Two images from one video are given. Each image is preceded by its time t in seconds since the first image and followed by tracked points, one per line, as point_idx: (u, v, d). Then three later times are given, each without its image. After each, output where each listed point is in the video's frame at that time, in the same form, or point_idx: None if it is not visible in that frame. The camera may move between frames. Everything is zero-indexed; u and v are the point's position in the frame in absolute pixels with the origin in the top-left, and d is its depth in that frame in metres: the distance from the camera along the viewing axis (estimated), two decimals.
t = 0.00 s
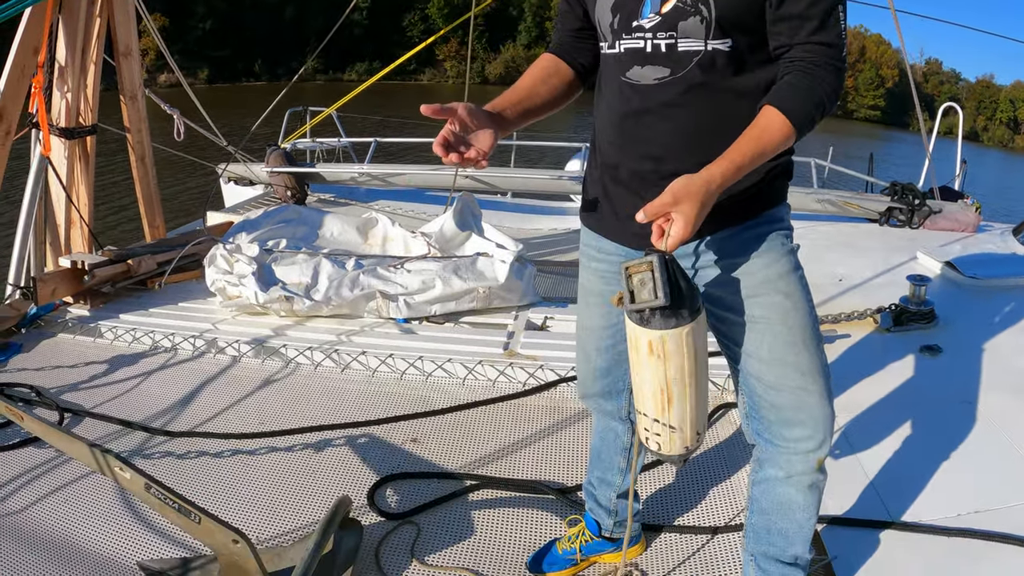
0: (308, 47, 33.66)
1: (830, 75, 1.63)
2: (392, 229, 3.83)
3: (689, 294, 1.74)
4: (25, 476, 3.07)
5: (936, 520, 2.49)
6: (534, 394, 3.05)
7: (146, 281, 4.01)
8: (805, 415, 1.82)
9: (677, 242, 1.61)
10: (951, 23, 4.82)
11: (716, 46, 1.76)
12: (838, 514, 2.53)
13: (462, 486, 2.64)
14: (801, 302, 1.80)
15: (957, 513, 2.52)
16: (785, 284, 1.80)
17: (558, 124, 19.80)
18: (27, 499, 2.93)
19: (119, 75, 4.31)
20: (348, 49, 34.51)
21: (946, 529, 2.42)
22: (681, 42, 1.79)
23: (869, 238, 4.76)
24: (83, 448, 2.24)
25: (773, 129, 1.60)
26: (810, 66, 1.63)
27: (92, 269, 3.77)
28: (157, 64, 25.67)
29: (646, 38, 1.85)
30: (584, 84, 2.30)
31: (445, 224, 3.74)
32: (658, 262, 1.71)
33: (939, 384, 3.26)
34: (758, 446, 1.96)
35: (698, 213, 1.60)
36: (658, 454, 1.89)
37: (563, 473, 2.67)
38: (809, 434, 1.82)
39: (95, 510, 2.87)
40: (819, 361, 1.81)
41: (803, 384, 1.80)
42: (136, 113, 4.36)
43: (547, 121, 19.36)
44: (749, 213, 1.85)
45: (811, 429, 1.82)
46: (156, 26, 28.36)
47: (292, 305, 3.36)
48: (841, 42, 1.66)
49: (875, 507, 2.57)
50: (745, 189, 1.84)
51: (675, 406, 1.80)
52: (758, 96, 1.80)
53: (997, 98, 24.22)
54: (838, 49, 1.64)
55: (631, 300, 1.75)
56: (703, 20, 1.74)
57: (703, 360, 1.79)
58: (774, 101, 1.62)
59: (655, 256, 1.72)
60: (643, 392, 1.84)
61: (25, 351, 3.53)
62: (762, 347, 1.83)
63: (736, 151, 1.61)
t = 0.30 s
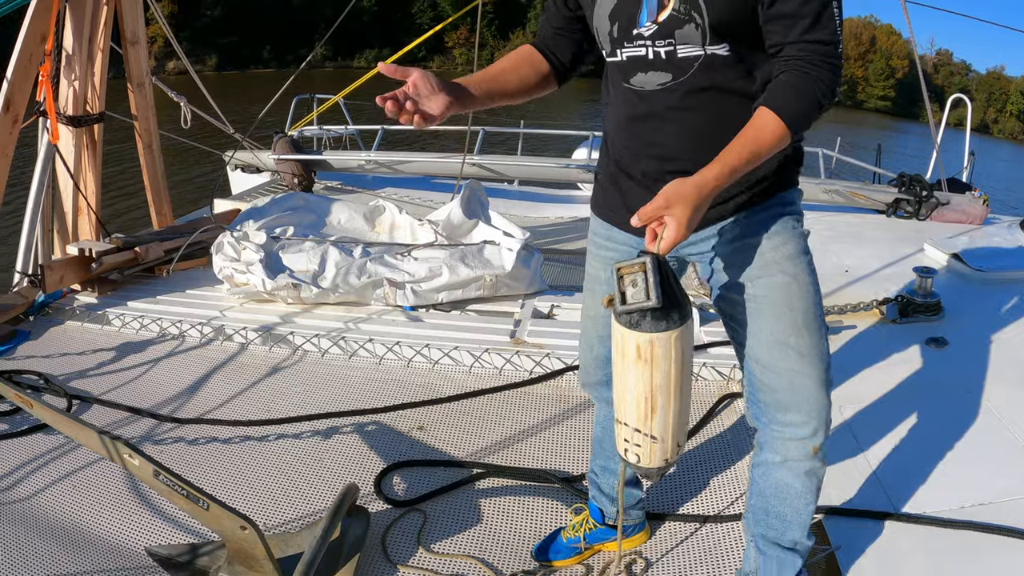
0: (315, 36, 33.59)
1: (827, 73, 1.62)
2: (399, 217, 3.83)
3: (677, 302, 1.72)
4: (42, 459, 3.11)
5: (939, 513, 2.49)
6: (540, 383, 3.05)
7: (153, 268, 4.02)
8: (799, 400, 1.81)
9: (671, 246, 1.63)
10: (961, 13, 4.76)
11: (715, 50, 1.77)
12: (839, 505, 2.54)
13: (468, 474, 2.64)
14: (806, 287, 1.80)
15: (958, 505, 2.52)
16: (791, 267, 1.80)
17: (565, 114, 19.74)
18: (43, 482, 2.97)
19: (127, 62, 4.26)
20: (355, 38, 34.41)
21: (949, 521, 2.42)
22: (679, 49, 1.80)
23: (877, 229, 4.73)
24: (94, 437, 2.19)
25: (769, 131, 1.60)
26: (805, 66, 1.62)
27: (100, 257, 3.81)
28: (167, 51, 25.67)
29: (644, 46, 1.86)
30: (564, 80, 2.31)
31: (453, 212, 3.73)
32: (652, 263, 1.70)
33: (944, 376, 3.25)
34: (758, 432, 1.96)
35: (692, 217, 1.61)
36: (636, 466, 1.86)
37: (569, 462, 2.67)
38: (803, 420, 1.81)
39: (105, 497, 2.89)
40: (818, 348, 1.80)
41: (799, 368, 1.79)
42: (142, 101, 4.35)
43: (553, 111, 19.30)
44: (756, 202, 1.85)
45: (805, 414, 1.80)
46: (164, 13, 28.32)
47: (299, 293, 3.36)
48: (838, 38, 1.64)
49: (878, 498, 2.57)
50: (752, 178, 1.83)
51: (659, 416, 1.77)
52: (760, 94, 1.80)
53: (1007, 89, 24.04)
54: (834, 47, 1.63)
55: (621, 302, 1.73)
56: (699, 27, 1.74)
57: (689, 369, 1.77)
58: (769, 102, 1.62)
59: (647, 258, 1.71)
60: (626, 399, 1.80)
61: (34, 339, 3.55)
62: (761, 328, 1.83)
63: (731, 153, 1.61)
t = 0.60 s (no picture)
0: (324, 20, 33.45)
1: (829, 69, 1.59)
2: (410, 194, 3.81)
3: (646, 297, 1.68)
4: (55, 436, 3.13)
5: (945, 498, 2.48)
6: (552, 361, 3.05)
7: (165, 246, 4.03)
8: (728, 391, 1.93)
9: (642, 241, 1.63)
10: None
11: (734, 52, 1.77)
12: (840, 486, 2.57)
13: (479, 451, 2.65)
14: (785, 291, 1.85)
15: (966, 490, 2.51)
16: (782, 268, 1.85)
17: (575, 98, 19.61)
18: (55, 458, 2.99)
19: (138, 41, 4.23)
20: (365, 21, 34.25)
21: (955, 507, 2.42)
22: (700, 56, 1.81)
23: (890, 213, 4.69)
24: (106, 414, 2.25)
25: (757, 135, 1.59)
26: (804, 62, 1.60)
27: (112, 235, 3.82)
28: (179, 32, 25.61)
29: (670, 55, 1.86)
30: (564, 88, 2.27)
31: (465, 189, 3.71)
32: (622, 253, 1.65)
33: (954, 363, 3.22)
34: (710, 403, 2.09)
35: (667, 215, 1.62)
36: (601, 466, 1.85)
37: (580, 440, 2.68)
38: (726, 409, 1.95)
39: (117, 473, 2.91)
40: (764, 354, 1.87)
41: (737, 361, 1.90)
42: (155, 79, 4.34)
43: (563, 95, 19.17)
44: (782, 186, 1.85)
45: (728, 407, 1.94)
46: None
47: (310, 271, 3.37)
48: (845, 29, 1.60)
49: (885, 483, 2.57)
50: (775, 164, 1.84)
51: (624, 414, 1.76)
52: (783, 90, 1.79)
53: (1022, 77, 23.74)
54: (839, 38, 1.59)
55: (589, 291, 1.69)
56: (713, 31, 1.75)
57: (657, 368, 1.74)
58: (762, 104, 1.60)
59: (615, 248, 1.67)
60: (594, 394, 1.79)
61: (46, 316, 3.57)
62: (734, 313, 1.90)
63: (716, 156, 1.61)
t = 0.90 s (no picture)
0: None
1: (835, 135, 1.55)
2: (427, 164, 3.81)
3: (615, 330, 1.83)
4: (68, 405, 3.09)
5: (958, 478, 2.47)
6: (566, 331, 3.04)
7: (180, 216, 4.04)
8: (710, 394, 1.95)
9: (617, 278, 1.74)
10: None
11: (764, 90, 1.77)
12: (853, 460, 2.57)
13: (490, 418, 2.66)
14: (796, 306, 1.84)
15: (979, 471, 2.49)
16: (795, 284, 1.84)
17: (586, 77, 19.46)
18: (69, 426, 2.97)
19: (152, 11, 4.18)
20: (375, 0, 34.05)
21: (967, 487, 2.41)
22: (729, 89, 1.82)
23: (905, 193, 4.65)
24: (120, 380, 2.21)
25: (748, 193, 1.59)
26: (814, 120, 1.57)
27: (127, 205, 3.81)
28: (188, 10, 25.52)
29: (703, 82, 1.87)
30: (598, 87, 2.32)
31: (480, 160, 3.71)
32: (587, 292, 1.79)
33: (970, 342, 3.17)
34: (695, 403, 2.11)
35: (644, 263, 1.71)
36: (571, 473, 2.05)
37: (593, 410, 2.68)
38: (705, 411, 1.97)
39: (130, 439, 2.90)
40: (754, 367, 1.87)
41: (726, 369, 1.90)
42: (169, 50, 4.32)
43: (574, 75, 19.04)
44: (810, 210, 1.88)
45: (709, 409, 1.96)
46: None
47: (326, 241, 3.38)
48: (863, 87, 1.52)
49: (898, 460, 2.56)
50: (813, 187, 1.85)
51: (588, 434, 1.94)
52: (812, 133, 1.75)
53: None
54: (854, 98, 1.52)
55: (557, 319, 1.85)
56: (740, 68, 1.75)
57: (621, 395, 1.89)
58: (758, 160, 1.59)
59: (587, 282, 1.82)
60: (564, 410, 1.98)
61: (61, 287, 3.59)
62: (742, 311, 1.89)
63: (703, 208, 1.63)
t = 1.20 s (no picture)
0: None
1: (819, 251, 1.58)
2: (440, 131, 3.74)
3: (593, 381, 1.81)
4: (77, 369, 2.94)
5: (973, 453, 2.41)
6: (581, 299, 3.02)
7: (192, 183, 4.04)
8: (718, 403, 1.88)
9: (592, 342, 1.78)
10: None
11: (770, 183, 1.81)
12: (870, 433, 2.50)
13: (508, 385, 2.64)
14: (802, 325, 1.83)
15: (994, 446, 2.44)
16: (813, 319, 1.83)
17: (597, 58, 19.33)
18: (80, 391, 2.82)
19: None
20: None
21: (981, 463, 2.35)
22: (735, 177, 1.88)
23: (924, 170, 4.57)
24: (128, 342, 2.15)
25: (730, 294, 1.63)
26: (800, 233, 1.58)
27: (139, 172, 3.80)
28: None
29: (711, 166, 1.94)
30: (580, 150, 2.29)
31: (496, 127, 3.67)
32: (561, 343, 1.79)
33: (986, 316, 3.07)
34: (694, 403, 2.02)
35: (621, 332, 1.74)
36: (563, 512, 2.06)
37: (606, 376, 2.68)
38: (716, 420, 1.90)
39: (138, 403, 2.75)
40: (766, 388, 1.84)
41: (739, 381, 1.84)
42: (181, 16, 4.27)
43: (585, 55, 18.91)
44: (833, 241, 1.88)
45: (721, 417, 1.88)
46: None
47: (339, 205, 3.38)
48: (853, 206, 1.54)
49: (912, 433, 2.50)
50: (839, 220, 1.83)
51: (571, 476, 1.94)
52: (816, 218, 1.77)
53: None
54: (843, 216, 1.54)
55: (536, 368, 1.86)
56: (744, 165, 1.81)
57: (599, 441, 1.88)
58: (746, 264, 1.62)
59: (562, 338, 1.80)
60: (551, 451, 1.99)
61: (73, 253, 3.58)
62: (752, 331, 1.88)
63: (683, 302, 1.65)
